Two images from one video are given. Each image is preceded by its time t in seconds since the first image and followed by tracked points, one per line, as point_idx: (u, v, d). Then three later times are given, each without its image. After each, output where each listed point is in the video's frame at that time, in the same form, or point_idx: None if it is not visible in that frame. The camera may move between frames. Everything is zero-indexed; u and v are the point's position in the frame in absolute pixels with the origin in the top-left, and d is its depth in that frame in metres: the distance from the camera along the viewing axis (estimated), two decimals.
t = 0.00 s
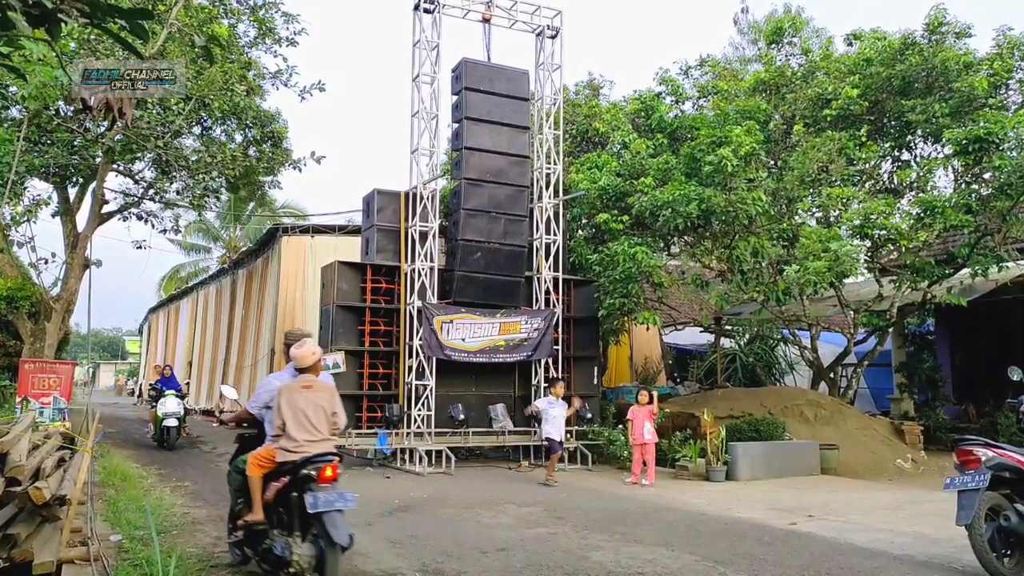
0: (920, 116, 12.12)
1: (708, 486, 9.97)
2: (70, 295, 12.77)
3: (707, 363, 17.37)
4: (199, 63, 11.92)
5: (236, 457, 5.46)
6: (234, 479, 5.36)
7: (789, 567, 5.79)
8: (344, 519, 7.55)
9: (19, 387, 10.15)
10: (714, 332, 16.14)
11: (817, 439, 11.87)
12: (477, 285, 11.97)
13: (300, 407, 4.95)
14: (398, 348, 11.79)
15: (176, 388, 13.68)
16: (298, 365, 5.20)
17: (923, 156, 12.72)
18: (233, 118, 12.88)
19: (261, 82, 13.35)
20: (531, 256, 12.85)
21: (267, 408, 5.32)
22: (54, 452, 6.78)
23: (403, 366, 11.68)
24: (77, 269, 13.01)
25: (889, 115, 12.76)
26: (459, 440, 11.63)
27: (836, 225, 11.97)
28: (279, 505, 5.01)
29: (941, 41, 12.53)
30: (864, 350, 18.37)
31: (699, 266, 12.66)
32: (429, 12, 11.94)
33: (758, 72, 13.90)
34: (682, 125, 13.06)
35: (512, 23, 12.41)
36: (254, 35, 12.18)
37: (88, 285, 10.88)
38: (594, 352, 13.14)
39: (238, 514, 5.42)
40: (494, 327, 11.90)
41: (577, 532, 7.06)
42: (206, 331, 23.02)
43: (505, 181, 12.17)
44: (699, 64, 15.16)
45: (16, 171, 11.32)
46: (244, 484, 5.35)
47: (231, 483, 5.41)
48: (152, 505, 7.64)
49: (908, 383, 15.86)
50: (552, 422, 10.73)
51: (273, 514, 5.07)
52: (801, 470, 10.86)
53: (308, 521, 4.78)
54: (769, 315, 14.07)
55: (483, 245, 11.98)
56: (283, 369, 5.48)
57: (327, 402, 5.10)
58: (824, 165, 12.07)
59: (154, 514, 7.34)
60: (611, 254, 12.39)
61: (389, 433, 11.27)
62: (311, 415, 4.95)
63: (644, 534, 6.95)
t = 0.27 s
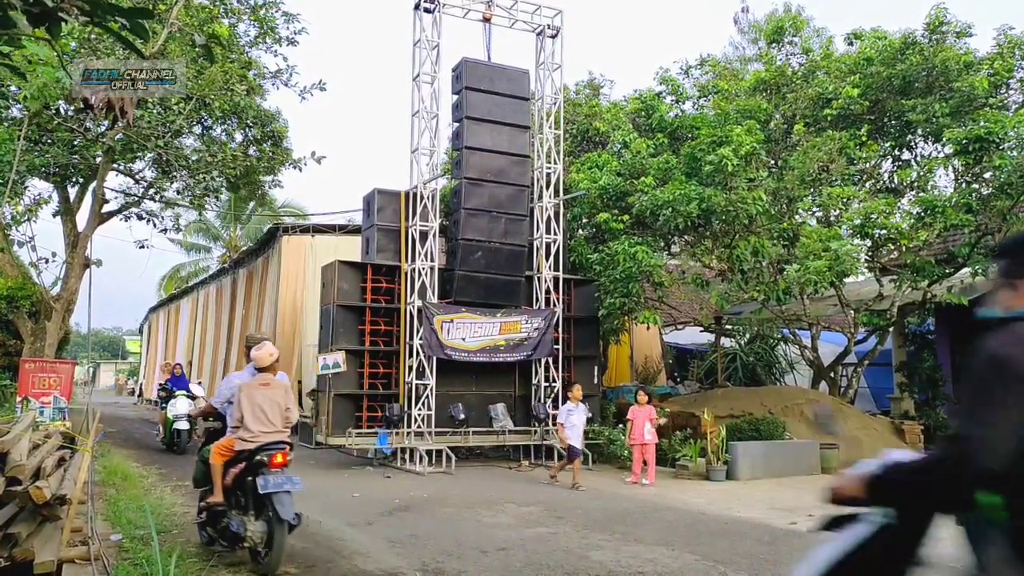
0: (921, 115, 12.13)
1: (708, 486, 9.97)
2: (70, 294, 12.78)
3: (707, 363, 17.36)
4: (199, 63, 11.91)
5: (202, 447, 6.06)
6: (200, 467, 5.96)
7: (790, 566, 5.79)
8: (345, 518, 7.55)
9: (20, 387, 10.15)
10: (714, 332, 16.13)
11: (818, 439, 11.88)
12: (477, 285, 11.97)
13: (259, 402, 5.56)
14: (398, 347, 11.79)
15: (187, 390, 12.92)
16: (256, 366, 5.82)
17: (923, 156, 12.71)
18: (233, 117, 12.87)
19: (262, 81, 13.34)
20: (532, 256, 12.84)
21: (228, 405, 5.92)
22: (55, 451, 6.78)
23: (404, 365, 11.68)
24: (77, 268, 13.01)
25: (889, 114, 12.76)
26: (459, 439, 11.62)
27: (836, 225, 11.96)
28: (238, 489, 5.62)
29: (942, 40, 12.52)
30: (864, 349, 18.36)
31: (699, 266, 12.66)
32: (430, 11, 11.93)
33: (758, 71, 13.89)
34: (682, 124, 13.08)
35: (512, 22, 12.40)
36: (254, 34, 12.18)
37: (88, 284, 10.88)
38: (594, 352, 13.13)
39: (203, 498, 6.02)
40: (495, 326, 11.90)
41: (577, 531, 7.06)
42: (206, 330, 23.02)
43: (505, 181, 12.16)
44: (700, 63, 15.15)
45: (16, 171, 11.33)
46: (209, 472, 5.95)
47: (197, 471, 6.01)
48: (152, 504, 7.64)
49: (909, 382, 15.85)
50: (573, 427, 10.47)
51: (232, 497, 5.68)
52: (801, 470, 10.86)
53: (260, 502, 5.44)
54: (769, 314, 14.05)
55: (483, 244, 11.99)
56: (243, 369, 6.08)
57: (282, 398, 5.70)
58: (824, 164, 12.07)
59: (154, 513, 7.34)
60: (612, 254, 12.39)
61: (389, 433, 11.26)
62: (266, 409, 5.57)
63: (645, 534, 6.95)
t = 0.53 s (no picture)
0: (925, 116, 12.12)
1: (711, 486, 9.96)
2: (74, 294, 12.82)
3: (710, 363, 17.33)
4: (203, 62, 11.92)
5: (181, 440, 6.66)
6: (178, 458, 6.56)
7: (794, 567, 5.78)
8: (348, 518, 7.56)
9: (24, 386, 10.17)
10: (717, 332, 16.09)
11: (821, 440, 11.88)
12: (480, 285, 11.97)
13: (230, 399, 6.16)
14: (401, 347, 11.79)
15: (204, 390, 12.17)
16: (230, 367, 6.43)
17: (927, 156, 12.70)
18: (236, 117, 12.89)
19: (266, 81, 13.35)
20: (535, 256, 12.83)
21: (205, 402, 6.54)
22: (58, 450, 6.79)
23: (407, 365, 11.68)
24: (81, 268, 13.04)
25: (893, 115, 12.75)
26: (461, 439, 11.63)
27: (840, 225, 11.95)
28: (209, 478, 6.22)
29: (947, 41, 12.50)
30: (868, 350, 18.33)
31: (702, 266, 12.66)
32: (433, 11, 11.94)
33: (762, 71, 13.86)
34: (686, 125, 13.09)
35: (515, 22, 12.41)
36: (258, 34, 12.19)
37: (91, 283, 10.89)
38: (597, 352, 13.10)
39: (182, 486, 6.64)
40: (498, 326, 11.91)
41: (580, 531, 7.06)
42: (210, 329, 23.05)
43: (509, 181, 12.16)
44: (704, 63, 15.14)
45: (21, 170, 11.36)
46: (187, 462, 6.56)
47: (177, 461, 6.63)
48: (156, 504, 7.65)
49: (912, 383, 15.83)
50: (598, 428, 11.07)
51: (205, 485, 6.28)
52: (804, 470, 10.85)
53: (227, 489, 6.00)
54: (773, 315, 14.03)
55: (487, 244, 11.99)
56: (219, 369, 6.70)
57: (252, 396, 6.30)
58: (828, 165, 12.06)
59: (158, 512, 7.35)
60: (615, 254, 12.39)
61: (392, 432, 11.26)
62: (237, 406, 6.18)
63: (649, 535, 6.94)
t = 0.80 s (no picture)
0: (941, 118, 12.04)
1: (725, 490, 9.90)
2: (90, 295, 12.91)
3: (723, 366, 17.25)
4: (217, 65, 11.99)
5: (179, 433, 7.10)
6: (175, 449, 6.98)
7: (808, 571, 5.74)
8: (361, 520, 7.58)
9: (40, 387, 10.24)
10: (730, 335, 16.02)
11: (835, 443, 11.81)
12: (493, 287, 11.97)
13: (222, 399, 6.55)
14: (414, 349, 11.81)
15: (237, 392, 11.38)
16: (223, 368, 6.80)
17: (943, 158, 12.62)
18: (250, 120, 12.96)
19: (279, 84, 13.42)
20: (547, 258, 12.83)
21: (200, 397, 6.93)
22: (74, 451, 6.84)
23: (419, 367, 11.70)
24: (97, 269, 13.14)
25: (908, 116, 12.67)
26: (474, 441, 11.62)
27: (855, 228, 11.87)
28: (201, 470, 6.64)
29: (963, 41, 12.40)
30: (883, 353, 18.21)
31: (715, 268, 12.62)
32: (446, 14, 11.97)
33: (776, 73, 13.81)
34: (699, 127, 13.06)
35: (528, 25, 12.42)
36: (272, 37, 12.26)
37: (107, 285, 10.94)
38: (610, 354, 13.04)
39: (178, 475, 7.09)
40: (510, 329, 11.92)
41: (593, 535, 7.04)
42: (223, 331, 23.16)
43: (521, 183, 12.16)
44: (717, 65, 15.10)
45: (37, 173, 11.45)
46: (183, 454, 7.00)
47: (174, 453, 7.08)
48: (170, 504, 7.68)
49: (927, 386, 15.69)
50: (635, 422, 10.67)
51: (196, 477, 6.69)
52: (818, 473, 10.79)
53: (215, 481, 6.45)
54: (787, 318, 13.95)
55: (500, 246, 11.99)
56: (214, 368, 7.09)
57: (243, 396, 6.69)
58: (843, 167, 11.99)
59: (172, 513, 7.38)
60: (628, 256, 12.38)
61: (405, 434, 11.26)
62: (228, 405, 6.58)
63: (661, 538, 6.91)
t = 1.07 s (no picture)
0: (958, 119, 11.96)
1: (740, 494, 9.86)
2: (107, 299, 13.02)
3: (739, 369, 17.16)
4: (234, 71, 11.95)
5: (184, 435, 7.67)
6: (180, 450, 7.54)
7: None
8: (376, 523, 7.60)
9: (58, 390, 10.34)
10: (745, 338, 15.94)
11: (852, 447, 11.73)
12: (507, 290, 11.99)
13: (221, 399, 7.11)
14: (428, 352, 11.82)
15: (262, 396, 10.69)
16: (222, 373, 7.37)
17: (960, 160, 12.54)
18: (266, 124, 13.03)
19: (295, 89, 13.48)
20: (562, 261, 12.82)
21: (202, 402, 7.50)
22: (93, 453, 6.89)
23: (434, 370, 11.72)
24: (115, 273, 13.24)
25: (925, 118, 12.58)
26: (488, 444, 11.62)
27: (872, 230, 11.80)
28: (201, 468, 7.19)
29: (981, 43, 12.34)
30: (900, 357, 18.08)
31: (730, 271, 12.59)
32: (460, 18, 11.99)
33: (791, 75, 13.76)
34: (714, 129, 13.02)
35: (542, 28, 12.43)
36: (288, 43, 12.33)
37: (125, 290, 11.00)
38: (625, 357, 12.98)
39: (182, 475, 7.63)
40: (525, 332, 11.86)
41: (608, 538, 7.02)
42: (238, 334, 23.29)
43: (536, 187, 12.16)
44: (732, 67, 15.06)
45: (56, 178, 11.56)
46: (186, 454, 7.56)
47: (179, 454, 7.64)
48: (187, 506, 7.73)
49: (945, 390, 15.54)
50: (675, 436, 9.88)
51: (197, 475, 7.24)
52: (835, 478, 10.72)
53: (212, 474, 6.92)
54: (803, 321, 13.88)
55: (514, 250, 11.99)
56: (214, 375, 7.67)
57: (240, 399, 7.26)
58: (859, 169, 11.95)
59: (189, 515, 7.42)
60: (642, 259, 12.39)
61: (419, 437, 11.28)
62: (226, 406, 7.15)
63: (677, 542, 6.89)
